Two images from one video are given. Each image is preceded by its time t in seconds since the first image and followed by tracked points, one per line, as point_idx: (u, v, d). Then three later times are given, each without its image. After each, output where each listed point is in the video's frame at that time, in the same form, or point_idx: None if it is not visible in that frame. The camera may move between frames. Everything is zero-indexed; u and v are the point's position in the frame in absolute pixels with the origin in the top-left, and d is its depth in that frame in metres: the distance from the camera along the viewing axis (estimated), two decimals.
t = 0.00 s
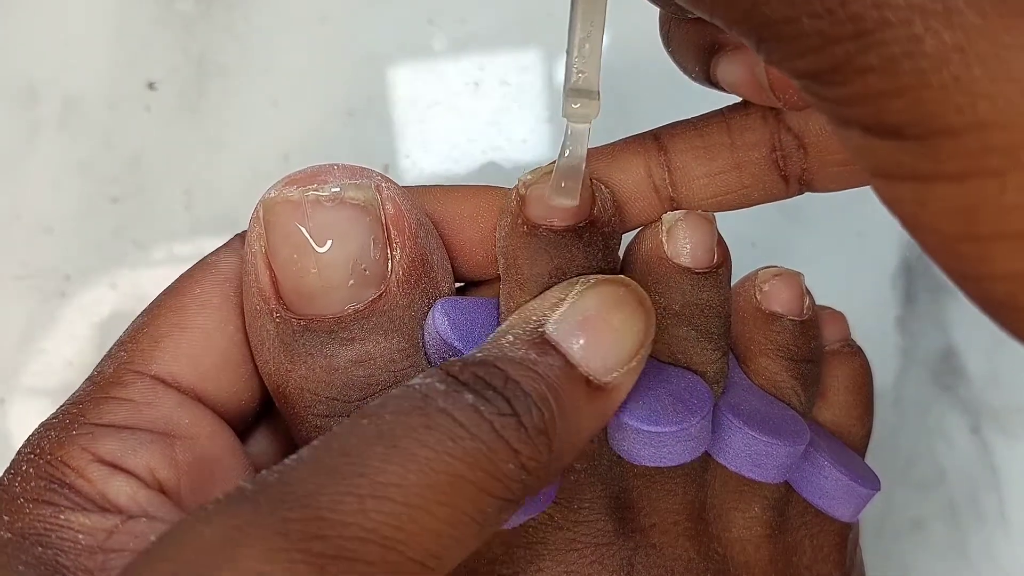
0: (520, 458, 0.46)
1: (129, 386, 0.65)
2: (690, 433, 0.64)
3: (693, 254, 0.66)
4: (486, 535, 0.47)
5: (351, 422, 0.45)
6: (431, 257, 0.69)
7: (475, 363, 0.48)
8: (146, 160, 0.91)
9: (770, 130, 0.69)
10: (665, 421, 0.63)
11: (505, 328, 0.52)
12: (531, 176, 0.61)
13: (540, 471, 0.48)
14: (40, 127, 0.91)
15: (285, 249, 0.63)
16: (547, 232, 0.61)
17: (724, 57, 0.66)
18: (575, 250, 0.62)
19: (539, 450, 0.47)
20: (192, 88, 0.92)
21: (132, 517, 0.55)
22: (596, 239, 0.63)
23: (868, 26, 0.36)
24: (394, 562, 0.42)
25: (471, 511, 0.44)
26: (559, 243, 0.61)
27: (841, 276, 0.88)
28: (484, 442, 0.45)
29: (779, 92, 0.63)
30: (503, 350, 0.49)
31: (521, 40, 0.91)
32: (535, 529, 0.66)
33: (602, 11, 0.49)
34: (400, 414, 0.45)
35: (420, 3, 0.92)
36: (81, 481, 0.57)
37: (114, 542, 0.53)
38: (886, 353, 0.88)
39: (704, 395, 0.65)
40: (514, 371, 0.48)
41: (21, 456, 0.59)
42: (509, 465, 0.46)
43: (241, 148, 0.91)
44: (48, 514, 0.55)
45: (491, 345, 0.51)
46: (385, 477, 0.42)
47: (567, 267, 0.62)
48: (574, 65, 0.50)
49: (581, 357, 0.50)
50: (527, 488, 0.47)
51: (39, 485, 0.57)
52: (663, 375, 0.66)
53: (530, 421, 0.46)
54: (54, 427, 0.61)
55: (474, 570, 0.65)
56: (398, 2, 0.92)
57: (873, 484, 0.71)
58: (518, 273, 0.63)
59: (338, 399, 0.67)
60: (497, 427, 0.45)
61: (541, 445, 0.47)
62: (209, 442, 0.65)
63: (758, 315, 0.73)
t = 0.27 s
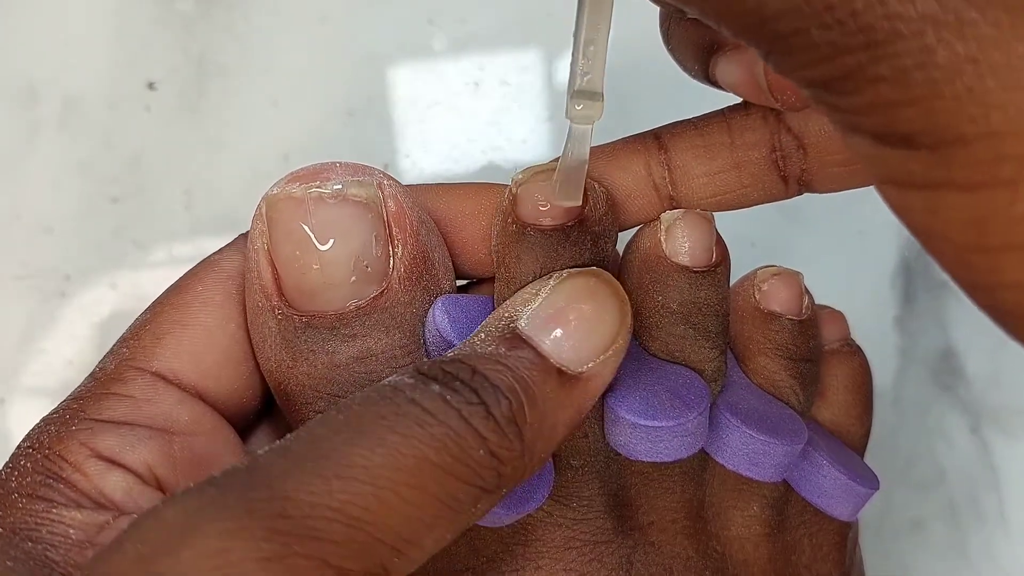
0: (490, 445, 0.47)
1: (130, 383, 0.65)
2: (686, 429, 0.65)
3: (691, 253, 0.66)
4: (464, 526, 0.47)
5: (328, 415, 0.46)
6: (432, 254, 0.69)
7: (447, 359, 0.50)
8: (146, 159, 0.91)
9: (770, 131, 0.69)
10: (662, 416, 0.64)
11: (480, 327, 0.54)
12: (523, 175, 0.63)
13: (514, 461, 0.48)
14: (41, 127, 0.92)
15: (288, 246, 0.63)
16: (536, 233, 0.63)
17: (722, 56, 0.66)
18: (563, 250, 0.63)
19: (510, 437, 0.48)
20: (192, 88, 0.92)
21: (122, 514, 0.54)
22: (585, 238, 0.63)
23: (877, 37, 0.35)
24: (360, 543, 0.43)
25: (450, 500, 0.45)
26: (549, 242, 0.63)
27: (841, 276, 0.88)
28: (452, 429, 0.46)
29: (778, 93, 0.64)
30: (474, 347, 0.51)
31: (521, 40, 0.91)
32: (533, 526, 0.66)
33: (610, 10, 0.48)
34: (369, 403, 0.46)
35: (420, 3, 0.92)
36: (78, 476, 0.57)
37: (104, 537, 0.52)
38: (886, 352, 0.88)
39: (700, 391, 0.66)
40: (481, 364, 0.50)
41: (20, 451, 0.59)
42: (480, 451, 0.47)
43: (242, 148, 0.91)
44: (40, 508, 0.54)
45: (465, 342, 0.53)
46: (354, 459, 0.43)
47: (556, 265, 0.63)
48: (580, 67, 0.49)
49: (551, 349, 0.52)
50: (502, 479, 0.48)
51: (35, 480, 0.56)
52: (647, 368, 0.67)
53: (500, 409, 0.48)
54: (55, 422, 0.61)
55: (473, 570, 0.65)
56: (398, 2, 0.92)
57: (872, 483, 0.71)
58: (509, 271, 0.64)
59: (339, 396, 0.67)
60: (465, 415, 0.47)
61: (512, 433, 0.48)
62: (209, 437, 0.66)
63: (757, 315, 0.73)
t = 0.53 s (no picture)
0: (477, 445, 0.47)
1: (130, 381, 0.65)
2: (683, 428, 0.65)
3: (688, 253, 0.66)
4: (453, 527, 0.48)
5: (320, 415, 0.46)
6: (431, 254, 0.69)
7: (436, 365, 0.50)
8: (146, 159, 0.91)
9: (769, 128, 0.69)
10: (658, 415, 0.64)
11: (472, 329, 0.55)
12: (519, 176, 0.62)
13: (502, 461, 0.49)
14: (41, 127, 0.92)
15: (286, 245, 0.63)
16: (529, 234, 0.62)
17: (718, 48, 0.65)
18: (556, 249, 0.63)
19: (497, 437, 0.48)
20: (192, 88, 0.92)
21: (119, 512, 0.54)
22: (578, 239, 0.63)
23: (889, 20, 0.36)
24: (349, 539, 0.43)
25: (439, 497, 0.46)
26: (545, 241, 0.62)
27: (841, 276, 0.88)
28: (440, 429, 0.46)
29: (773, 84, 0.64)
30: (463, 351, 0.52)
31: (521, 40, 0.91)
32: (531, 525, 0.66)
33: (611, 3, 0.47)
34: (359, 405, 0.46)
35: (420, 3, 0.92)
36: (76, 474, 0.57)
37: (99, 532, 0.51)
38: (885, 352, 0.88)
39: (697, 391, 0.66)
40: (468, 367, 0.50)
41: (19, 449, 0.59)
42: (468, 451, 0.47)
43: (241, 148, 0.91)
44: (37, 506, 0.54)
45: (455, 347, 0.53)
46: (343, 456, 0.44)
47: (548, 265, 0.63)
48: (577, 56, 0.49)
49: (539, 350, 0.51)
50: (491, 480, 0.48)
51: (33, 478, 0.56)
52: (642, 366, 0.66)
53: (488, 411, 0.48)
54: (54, 420, 0.61)
55: (472, 570, 0.66)
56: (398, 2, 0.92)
57: (871, 484, 0.71)
58: (507, 270, 0.64)
59: (338, 394, 0.67)
60: (454, 416, 0.47)
61: (500, 433, 0.48)
62: (207, 436, 0.66)
63: (755, 315, 0.73)
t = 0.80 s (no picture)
0: (475, 450, 0.47)
1: (130, 382, 0.65)
2: (683, 430, 0.65)
3: (688, 255, 0.66)
4: (452, 531, 0.48)
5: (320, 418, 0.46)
6: (431, 255, 0.69)
7: (434, 371, 0.50)
8: (146, 159, 0.91)
9: (767, 129, 0.68)
10: (658, 417, 0.64)
11: (468, 335, 0.55)
12: (515, 178, 0.62)
13: (500, 466, 0.49)
14: (41, 127, 0.91)
15: (286, 247, 0.64)
16: (528, 235, 0.62)
17: (707, 54, 0.65)
18: (555, 250, 0.63)
19: (496, 443, 0.49)
20: (192, 88, 0.92)
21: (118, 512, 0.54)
22: (577, 239, 0.63)
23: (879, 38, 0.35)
24: (349, 542, 0.43)
25: (438, 500, 0.46)
26: (543, 244, 0.62)
27: (841, 277, 0.88)
28: (438, 433, 0.46)
29: (759, 92, 0.64)
30: (459, 356, 0.52)
31: (521, 40, 0.91)
32: (531, 527, 0.66)
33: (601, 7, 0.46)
34: (358, 411, 0.46)
35: (420, 3, 0.92)
36: (75, 474, 0.57)
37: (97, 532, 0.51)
38: (886, 353, 0.88)
39: (697, 393, 0.65)
40: (465, 373, 0.50)
41: (19, 450, 0.59)
42: (467, 455, 0.47)
43: (242, 148, 0.91)
44: (37, 506, 0.53)
45: (451, 354, 0.53)
46: (343, 460, 0.44)
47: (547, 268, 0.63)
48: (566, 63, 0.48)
49: (535, 352, 0.52)
50: (490, 484, 0.49)
51: (32, 477, 0.56)
52: (642, 368, 0.66)
53: (485, 416, 0.48)
54: (54, 421, 0.61)
55: (473, 571, 0.65)
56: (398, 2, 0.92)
57: (871, 486, 0.71)
58: (505, 271, 0.64)
59: (339, 395, 0.67)
60: (452, 420, 0.47)
61: (497, 439, 0.49)
62: (208, 437, 0.66)
63: (755, 317, 0.73)
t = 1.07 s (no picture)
0: (478, 450, 0.47)
1: (133, 380, 0.65)
2: (686, 430, 0.65)
3: (691, 254, 0.66)
4: (455, 532, 0.48)
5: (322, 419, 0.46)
6: (432, 254, 0.69)
7: (436, 371, 0.50)
8: (146, 160, 0.91)
9: (771, 128, 0.69)
10: (661, 417, 0.64)
11: (470, 334, 0.55)
12: (520, 177, 0.62)
13: (503, 467, 0.49)
14: (41, 128, 0.91)
15: (288, 244, 0.63)
16: (530, 235, 0.62)
17: (711, 53, 0.66)
18: (557, 249, 0.63)
19: (499, 443, 0.48)
20: (192, 88, 0.92)
21: (120, 512, 0.54)
22: (580, 238, 0.63)
23: (877, 57, 0.35)
24: (350, 542, 0.43)
25: (440, 501, 0.46)
26: (547, 242, 0.62)
27: (841, 277, 0.88)
28: (441, 433, 0.46)
29: (763, 92, 0.65)
30: (462, 357, 0.52)
31: (521, 40, 0.91)
32: (533, 527, 0.66)
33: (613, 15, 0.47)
34: (362, 412, 0.46)
35: (420, 3, 0.92)
36: (78, 473, 0.57)
37: (97, 532, 0.51)
38: (886, 353, 0.88)
39: (700, 392, 0.65)
40: (468, 373, 0.50)
41: (22, 449, 0.59)
42: (469, 456, 0.47)
43: (242, 148, 0.91)
44: (39, 505, 0.53)
45: (452, 354, 0.53)
46: (344, 461, 0.43)
47: (550, 267, 0.63)
48: (578, 72, 0.49)
49: (538, 354, 0.51)
50: (493, 484, 0.49)
51: (36, 476, 0.56)
52: (645, 367, 0.67)
53: (488, 416, 0.48)
54: (57, 420, 0.61)
55: (474, 570, 0.66)
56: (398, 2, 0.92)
57: (872, 486, 0.71)
58: (509, 270, 0.64)
59: (340, 394, 0.67)
60: (456, 421, 0.47)
61: (501, 439, 0.49)
62: (210, 437, 0.66)
63: (759, 318, 0.73)
